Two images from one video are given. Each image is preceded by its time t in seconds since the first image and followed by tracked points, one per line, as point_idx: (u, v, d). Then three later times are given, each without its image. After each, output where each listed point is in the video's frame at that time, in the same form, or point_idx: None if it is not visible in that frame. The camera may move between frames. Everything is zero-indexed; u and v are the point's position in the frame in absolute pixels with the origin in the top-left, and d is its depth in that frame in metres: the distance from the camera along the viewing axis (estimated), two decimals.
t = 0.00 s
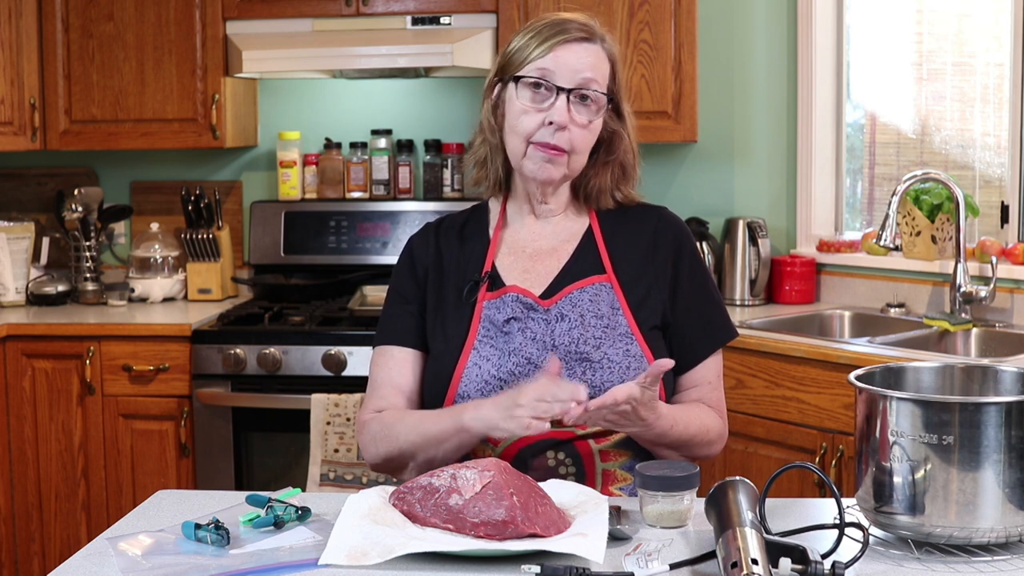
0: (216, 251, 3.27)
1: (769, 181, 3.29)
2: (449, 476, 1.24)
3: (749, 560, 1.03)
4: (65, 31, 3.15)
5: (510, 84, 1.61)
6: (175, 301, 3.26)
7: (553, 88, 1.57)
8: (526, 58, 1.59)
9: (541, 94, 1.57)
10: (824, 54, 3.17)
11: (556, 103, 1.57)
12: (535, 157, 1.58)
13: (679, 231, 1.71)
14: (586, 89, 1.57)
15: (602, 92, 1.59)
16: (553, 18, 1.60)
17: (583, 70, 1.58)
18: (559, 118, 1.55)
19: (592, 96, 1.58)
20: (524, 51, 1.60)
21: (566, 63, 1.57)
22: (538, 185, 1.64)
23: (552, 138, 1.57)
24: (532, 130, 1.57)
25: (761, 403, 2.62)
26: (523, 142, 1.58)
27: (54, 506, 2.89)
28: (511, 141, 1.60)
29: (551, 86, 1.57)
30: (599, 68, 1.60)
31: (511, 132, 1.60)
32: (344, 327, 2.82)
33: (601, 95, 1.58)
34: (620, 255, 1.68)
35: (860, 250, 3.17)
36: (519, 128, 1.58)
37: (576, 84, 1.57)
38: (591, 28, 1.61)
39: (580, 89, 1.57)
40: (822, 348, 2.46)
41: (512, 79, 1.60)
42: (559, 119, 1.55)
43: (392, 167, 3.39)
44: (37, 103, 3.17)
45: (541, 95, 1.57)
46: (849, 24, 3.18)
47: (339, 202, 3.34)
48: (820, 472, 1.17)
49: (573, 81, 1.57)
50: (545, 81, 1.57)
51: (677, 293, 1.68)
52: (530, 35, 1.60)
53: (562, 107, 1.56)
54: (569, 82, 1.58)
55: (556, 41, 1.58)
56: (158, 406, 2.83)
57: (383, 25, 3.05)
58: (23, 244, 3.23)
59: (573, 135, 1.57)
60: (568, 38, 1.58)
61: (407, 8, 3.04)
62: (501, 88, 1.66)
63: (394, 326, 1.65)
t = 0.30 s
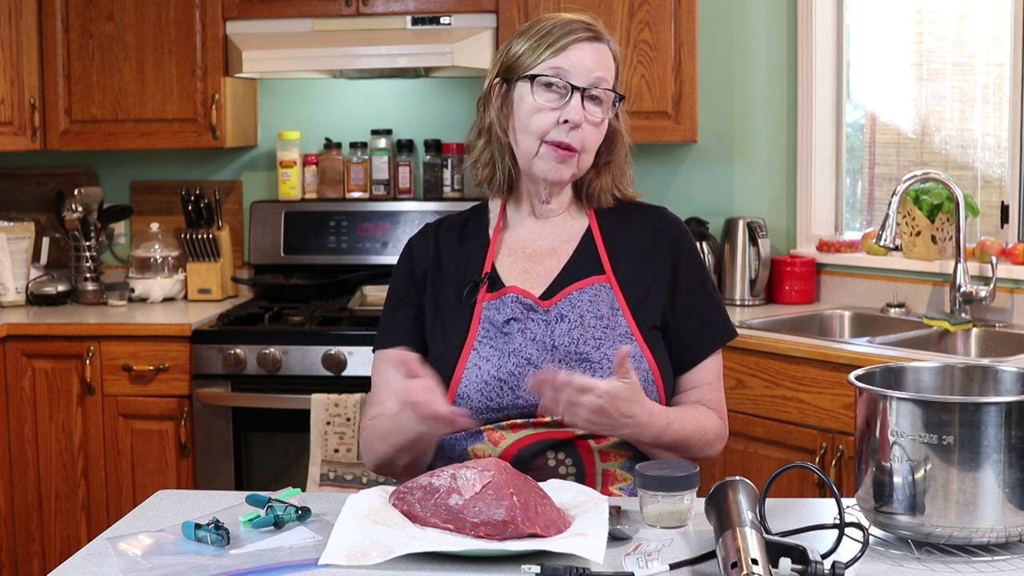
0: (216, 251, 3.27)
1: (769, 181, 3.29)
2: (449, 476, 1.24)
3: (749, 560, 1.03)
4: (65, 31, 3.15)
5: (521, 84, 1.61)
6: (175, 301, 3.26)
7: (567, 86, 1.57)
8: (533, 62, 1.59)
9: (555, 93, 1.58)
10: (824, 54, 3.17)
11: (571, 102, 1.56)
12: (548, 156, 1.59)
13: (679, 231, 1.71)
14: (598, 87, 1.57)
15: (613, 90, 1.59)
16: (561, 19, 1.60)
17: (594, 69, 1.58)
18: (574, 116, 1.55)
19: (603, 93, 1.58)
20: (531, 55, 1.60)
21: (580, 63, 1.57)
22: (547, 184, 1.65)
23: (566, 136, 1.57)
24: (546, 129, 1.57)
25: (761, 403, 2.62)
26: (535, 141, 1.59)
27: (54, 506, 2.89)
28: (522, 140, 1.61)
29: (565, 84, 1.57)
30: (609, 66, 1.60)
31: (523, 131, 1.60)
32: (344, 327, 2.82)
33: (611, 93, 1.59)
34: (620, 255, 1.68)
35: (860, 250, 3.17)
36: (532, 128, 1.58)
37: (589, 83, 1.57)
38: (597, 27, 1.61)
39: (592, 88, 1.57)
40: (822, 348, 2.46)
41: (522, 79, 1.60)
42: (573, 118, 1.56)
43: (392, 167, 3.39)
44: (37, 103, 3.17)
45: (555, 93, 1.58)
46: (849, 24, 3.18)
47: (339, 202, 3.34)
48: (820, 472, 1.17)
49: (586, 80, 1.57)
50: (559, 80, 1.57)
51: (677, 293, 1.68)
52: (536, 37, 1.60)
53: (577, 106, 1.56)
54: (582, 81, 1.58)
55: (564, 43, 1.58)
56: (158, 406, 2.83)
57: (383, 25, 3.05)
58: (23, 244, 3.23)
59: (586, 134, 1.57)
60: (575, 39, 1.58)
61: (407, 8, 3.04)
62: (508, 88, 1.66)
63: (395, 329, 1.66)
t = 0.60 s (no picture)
0: (216, 251, 3.27)
1: (769, 181, 3.29)
2: (449, 476, 1.24)
3: (748, 560, 1.03)
4: (65, 31, 3.15)
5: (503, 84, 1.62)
6: (175, 301, 3.26)
7: (544, 87, 1.58)
8: (518, 57, 1.61)
9: (532, 93, 1.58)
10: (824, 54, 3.17)
11: (548, 102, 1.57)
12: (528, 156, 1.57)
13: (680, 231, 1.71)
14: (577, 88, 1.58)
15: (594, 91, 1.60)
16: (547, 18, 1.62)
17: (575, 68, 1.59)
18: (550, 116, 1.56)
19: (582, 94, 1.59)
20: (517, 50, 1.61)
21: (558, 62, 1.58)
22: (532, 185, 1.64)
23: (543, 135, 1.57)
24: (524, 129, 1.57)
25: (761, 403, 2.62)
26: (515, 142, 1.59)
27: (54, 506, 2.89)
28: (504, 142, 1.61)
29: (541, 84, 1.57)
30: (593, 67, 1.61)
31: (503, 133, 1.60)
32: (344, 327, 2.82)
33: (594, 94, 1.60)
34: (619, 255, 1.68)
35: (860, 250, 3.17)
36: (511, 128, 1.58)
37: (568, 82, 1.58)
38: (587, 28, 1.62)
39: (571, 88, 1.58)
40: (822, 348, 2.46)
41: (505, 78, 1.61)
42: (550, 117, 1.56)
43: (392, 167, 3.39)
44: (37, 103, 3.17)
45: (532, 93, 1.58)
46: (849, 24, 3.18)
47: (339, 202, 3.34)
48: (820, 472, 1.17)
49: (564, 80, 1.58)
50: (536, 80, 1.58)
51: (677, 293, 1.67)
52: (522, 35, 1.62)
53: (553, 106, 1.57)
54: (561, 80, 1.59)
55: (547, 39, 1.59)
56: (158, 406, 2.83)
57: (383, 25, 3.05)
58: (24, 244, 3.23)
59: (564, 134, 1.57)
60: (559, 36, 1.60)
61: (407, 8, 3.04)
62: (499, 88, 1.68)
63: (396, 331, 1.67)
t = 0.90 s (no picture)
0: (216, 251, 3.27)
1: (769, 181, 3.29)
2: (449, 476, 1.24)
3: (748, 560, 1.03)
4: (65, 31, 3.15)
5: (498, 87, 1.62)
6: (175, 301, 3.26)
7: (536, 89, 1.57)
8: (513, 59, 1.61)
9: (525, 96, 1.58)
10: (824, 54, 3.17)
11: (540, 104, 1.57)
12: (524, 158, 1.57)
13: (681, 231, 1.71)
14: (569, 88, 1.58)
15: (588, 91, 1.60)
16: (542, 19, 1.62)
17: (568, 69, 1.59)
18: (543, 117, 1.55)
19: (576, 94, 1.59)
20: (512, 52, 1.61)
21: (550, 63, 1.58)
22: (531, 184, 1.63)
23: (539, 137, 1.56)
24: (519, 131, 1.57)
25: (761, 403, 2.62)
26: (511, 145, 1.58)
27: (54, 506, 2.89)
28: (501, 145, 1.60)
29: (534, 86, 1.57)
30: (587, 67, 1.61)
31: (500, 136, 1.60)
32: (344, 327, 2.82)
33: (587, 93, 1.59)
34: (621, 255, 1.68)
35: (860, 250, 3.17)
36: (507, 131, 1.58)
37: (560, 83, 1.58)
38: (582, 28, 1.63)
39: (563, 88, 1.58)
40: (822, 348, 2.46)
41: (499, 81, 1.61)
42: (543, 119, 1.55)
43: (392, 167, 3.39)
44: (37, 103, 3.17)
45: (525, 96, 1.58)
46: (849, 24, 3.18)
47: (339, 202, 3.34)
48: (821, 472, 1.17)
49: (558, 80, 1.58)
50: (528, 83, 1.58)
51: (677, 293, 1.68)
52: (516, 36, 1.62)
53: (546, 107, 1.56)
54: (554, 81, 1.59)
55: (541, 40, 1.59)
56: (158, 406, 2.83)
57: (383, 25, 3.05)
58: (24, 244, 3.23)
59: (559, 134, 1.57)
60: (552, 36, 1.60)
61: (407, 8, 3.04)
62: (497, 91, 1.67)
63: (398, 329, 1.67)
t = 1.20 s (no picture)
0: (216, 251, 3.27)
1: (769, 181, 3.29)
2: (449, 476, 1.24)
3: (749, 560, 1.03)
4: (65, 31, 3.15)
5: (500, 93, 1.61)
6: (175, 301, 3.26)
7: (539, 98, 1.56)
8: (513, 66, 1.59)
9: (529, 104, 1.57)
10: (824, 54, 3.17)
11: (543, 113, 1.56)
12: (529, 165, 1.58)
13: (679, 231, 1.71)
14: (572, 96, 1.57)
15: (591, 97, 1.58)
16: (541, 23, 1.60)
17: (569, 77, 1.57)
18: (547, 127, 1.55)
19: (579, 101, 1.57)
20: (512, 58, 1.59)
21: (551, 72, 1.57)
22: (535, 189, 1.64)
23: (543, 146, 1.56)
24: (523, 140, 1.57)
25: (761, 403, 2.62)
26: (515, 152, 1.58)
27: (55, 506, 2.89)
28: (505, 152, 1.60)
29: (536, 95, 1.56)
30: (587, 73, 1.60)
31: (504, 143, 1.59)
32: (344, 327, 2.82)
33: (590, 100, 1.58)
34: (621, 255, 1.68)
35: (860, 250, 3.17)
36: (510, 139, 1.58)
37: (562, 91, 1.57)
38: (581, 32, 1.61)
39: (566, 97, 1.56)
40: (822, 348, 2.46)
41: (501, 88, 1.60)
42: (548, 129, 1.55)
43: (392, 167, 3.39)
44: (37, 103, 3.17)
45: (528, 104, 1.56)
46: (849, 24, 3.18)
47: (339, 202, 3.34)
48: (821, 472, 1.17)
49: (560, 88, 1.57)
50: (531, 92, 1.56)
51: (677, 293, 1.68)
52: (516, 41, 1.60)
53: (550, 116, 1.55)
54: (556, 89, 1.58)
55: (542, 48, 1.58)
56: (158, 406, 2.83)
57: (383, 25, 3.05)
58: (23, 244, 3.23)
59: (563, 142, 1.56)
60: (553, 44, 1.58)
61: (407, 8, 3.04)
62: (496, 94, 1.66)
63: (397, 328, 1.66)
